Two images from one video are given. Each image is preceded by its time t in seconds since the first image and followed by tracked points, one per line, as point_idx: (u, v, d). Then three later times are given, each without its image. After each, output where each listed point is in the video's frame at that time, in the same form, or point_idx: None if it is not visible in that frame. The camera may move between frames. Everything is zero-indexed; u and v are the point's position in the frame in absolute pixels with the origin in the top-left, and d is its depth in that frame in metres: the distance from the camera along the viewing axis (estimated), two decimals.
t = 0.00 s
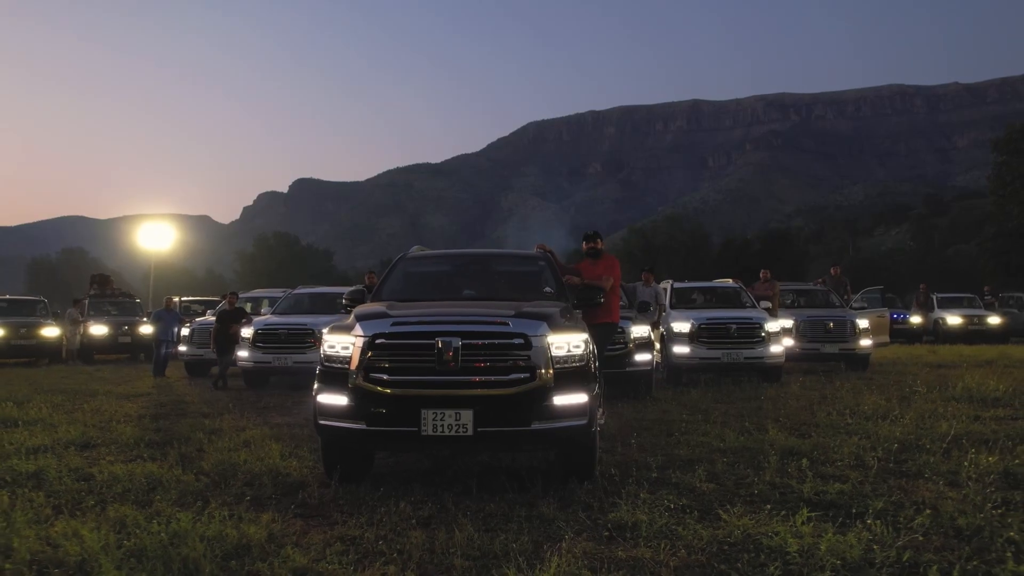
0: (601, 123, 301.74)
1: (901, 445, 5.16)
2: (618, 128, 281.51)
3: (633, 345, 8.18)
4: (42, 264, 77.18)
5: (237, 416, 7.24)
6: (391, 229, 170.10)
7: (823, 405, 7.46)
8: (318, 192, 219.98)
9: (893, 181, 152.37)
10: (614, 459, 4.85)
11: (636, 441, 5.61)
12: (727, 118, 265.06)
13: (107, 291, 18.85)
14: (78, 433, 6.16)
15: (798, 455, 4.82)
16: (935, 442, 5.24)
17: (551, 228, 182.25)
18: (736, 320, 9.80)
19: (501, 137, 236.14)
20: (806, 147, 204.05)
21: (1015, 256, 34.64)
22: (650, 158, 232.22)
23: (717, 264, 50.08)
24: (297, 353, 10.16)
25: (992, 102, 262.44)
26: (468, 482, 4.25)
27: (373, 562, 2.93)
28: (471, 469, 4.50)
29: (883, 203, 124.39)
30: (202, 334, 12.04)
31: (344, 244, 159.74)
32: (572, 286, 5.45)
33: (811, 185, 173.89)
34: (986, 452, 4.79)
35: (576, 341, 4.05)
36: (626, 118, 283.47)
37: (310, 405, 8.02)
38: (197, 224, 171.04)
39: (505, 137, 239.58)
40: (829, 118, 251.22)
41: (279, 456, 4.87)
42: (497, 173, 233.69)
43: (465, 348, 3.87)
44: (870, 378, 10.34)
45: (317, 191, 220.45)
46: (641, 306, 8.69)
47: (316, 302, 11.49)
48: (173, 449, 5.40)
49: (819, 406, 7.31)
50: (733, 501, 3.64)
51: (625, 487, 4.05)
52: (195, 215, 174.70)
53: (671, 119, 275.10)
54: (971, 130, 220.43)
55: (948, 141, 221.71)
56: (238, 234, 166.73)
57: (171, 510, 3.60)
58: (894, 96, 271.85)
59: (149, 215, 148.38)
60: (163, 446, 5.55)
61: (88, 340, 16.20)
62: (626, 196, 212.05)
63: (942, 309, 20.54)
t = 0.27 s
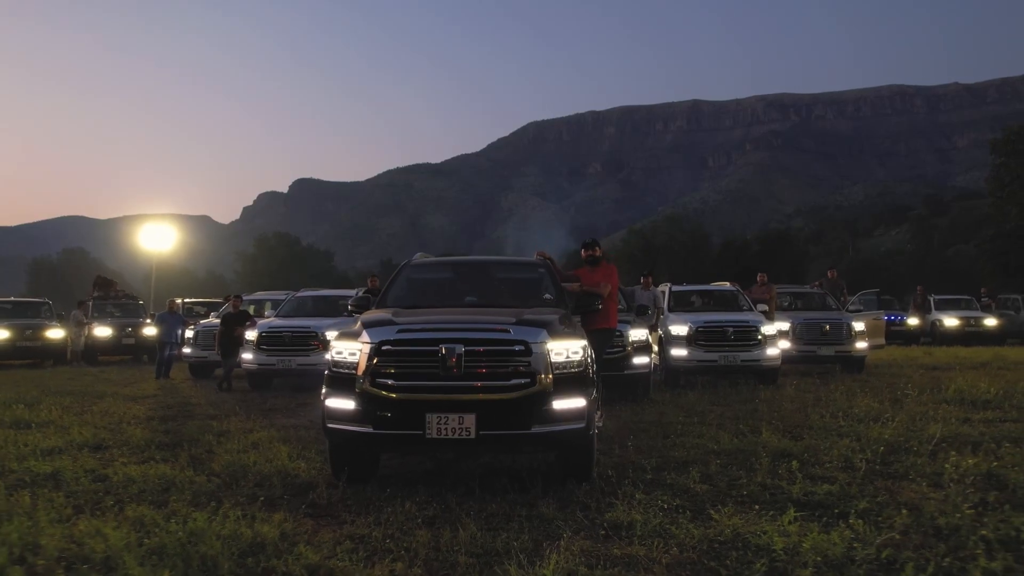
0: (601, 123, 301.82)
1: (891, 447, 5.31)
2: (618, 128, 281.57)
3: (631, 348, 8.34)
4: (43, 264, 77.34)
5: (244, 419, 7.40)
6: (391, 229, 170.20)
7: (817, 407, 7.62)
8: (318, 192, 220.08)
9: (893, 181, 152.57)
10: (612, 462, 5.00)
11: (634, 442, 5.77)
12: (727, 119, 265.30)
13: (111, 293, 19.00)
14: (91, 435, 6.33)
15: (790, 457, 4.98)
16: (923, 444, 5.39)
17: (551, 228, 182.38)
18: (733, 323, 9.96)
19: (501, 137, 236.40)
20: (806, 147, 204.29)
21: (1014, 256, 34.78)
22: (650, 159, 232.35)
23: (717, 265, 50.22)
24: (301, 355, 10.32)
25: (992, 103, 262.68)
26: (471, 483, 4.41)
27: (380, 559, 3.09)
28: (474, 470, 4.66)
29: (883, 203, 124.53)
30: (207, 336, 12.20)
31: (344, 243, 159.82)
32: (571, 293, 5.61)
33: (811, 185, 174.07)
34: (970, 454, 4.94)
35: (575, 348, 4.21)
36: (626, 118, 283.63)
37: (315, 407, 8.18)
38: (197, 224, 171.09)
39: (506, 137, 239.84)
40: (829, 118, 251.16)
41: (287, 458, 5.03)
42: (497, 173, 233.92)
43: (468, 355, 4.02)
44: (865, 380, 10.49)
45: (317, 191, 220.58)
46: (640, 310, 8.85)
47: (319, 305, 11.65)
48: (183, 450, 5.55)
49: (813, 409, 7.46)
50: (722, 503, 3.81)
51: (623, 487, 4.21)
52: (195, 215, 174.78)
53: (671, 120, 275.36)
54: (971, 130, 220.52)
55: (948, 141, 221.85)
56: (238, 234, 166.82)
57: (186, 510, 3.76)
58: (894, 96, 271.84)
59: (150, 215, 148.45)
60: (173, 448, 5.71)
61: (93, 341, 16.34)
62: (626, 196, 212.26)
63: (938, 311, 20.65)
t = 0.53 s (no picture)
0: (601, 120, 301.53)
1: (876, 445, 5.54)
2: (618, 124, 281.39)
3: (628, 348, 8.57)
4: (44, 262, 77.54)
5: (252, 417, 7.63)
6: (392, 226, 170.26)
7: (808, 406, 7.86)
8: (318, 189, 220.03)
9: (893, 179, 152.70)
10: (608, 459, 5.24)
11: (630, 440, 6.00)
12: (727, 116, 265.27)
13: (115, 291, 19.21)
14: (107, 433, 6.57)
15: (778, 455, 5.20)
16: (906, 442, 5.63)
17: (551, 224, 182.48)
18: (728, 324, 10.19)
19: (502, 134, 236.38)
20: (806, 144, 204.32)
21: (1011, 255, 35.05)
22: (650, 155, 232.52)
23: (716, 262, 50.41)
24: (306, 354, 10.54)
25: (993, 100, 262.56)
26: (474, 481, 4.64)
27: (391, 549, 3.33)
28: (476, 467, 4.88)
29: (883, 200, 124.61)
30: (212, 336, 12.41)
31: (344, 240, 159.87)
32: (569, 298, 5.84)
33: (811, 183, 174.16)
34: (949, 452, 5.17)
35: (572, 351, 4.45)
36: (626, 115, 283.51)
37: (321, 406, 8.43)
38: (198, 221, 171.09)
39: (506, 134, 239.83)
40: (829, 115, 251.10)
41: (297, 456, 5.26)
42: (497, 171, 234.00)
43: (471, 357, 4.24)
44: (858, 379, 10.72)
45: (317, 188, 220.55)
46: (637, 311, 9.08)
47: (323, 305, 11.87)
48: (196, 448, 5.78)
49: (805, 407, 7.68)
50: (709, 497, 4.05)
51: (618, 483, 4.44)
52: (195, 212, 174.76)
53: (671, 116, 275.23)
54: (971, 127, 220.54)
55: (948, 138, 221.82)
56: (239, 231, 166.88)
57: (205, 505, 4.00)
58: (895, 92, 271.61)
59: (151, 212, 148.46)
60: (187, 446, 5.94)
61: (98, 339, 16.56)
62: (626, 192, 212.30)
63: (934, 310, 20.86)
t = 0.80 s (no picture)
0: (602, 112, 301.40)
1: (861, 439, 5.78)
2: (618, 117, 281.08)
3: (625, 344, 8.82)
4: (46, 255, 77.79)
5: (261, 412, 7.88)
6: (392, 219, 170.34)
7: (800, 400, 8.12)
8: (318, 181, 220.05)
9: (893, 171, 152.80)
10: (604, 452, 5.49)
11: (626, 434, 6.25)
12: (728, 108, 265.20)
13: (121, 286, 19.46)
14: (124, 426, 6.83)
15: (767, 449, 5.45)
16: (891, 436, 5.86)
17: (551, 217, 182.68)
18: (723, 319, 10.43)
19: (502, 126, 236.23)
20: (806, 137, 204.29)
21: (1008, 250, 35.35)
22: (650, 147, 232.89)
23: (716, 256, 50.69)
24: (310, 350, 10.81)
25: (994, 92, 262.52)
26: (477, 473, 4.90)
27: (400, 536, 3.58)
28: (477, 460, 5.15)
29: (883, 193, 124.80)
30: (219, 331, 12.66)
31: (345, 233, 160.06)
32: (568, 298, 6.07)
33: (811, 175, 174.24)
34: (931, 447, 5.41)
35: (570, 350, 4.70)
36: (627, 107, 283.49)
37: (327, 400, 8.69)
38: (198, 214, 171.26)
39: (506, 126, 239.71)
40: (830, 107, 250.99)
41: (309, 449, 5.53)
42: (498, 163, 234.10)
43: (474, 357, 4.50)
44: (850, 373, 10.97)
45: (317, 180, 220.61)
46: (634, 307, 9.33)
47: (328, 301, 12.14)
48: (212, 441, 6.05)
49: (795, 402, 7.95)
50: (700, 489, 4.30)
51: (612, 476, 4.68)
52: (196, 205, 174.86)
53: (672, 108, 275.07)
54: (972, 120, 220.49)
55: (950, 131, 221.68)
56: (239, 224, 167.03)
57: (224, 495, 4.25)
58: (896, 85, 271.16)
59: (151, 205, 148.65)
60: (201, 439, 6.22)
61: (105, 334, 16.81)
62: (626, 184, 212.31)
63: (930, 304, 21.14)
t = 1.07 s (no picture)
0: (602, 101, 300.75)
1: (843, 434, 6.11)
2: (618, 107, 280.73)
3: (622, 341, 9.14)
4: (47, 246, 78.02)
5: (273, 406, 8.22)
6: (392, 209, 170.56)
7: (789, 395, 8.46)
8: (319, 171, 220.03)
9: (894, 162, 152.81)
10: (599, 447, 5.82)
11: (622, 430, 6.59)
12: (729, 98, 264.80)
13: (128, 281, 19.80)
14: (144, 421, 7.19)
15: (753, 445, 5.79)
16: (873, 432, 6.19)
17: (552, 208, 182.86)
18: (717, 316, 10.75)
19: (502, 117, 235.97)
20: (807, 127, 204.15)
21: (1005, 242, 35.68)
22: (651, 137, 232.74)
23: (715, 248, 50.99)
24: (317, 346, 11.15)
25: (995, 82, 261.94)
26: (479, 467, 5.23)
27: (411, 527, 3.92)
28: (480, 455, 5.48)
29: (883, 184, 124.93)
30: (227, 327, 13.00)
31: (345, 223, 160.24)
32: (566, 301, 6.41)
33: (811, 166, 174.27)
34: (907, 443, 5.74)
35: (568, 354, 5.02)
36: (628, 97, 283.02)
37: (335, 395, 9.04)
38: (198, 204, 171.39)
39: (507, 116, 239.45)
40: (831, 97, 250.52)
41: (322, 445, 5.87)
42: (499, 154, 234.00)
43: (478, 360, 4.83)
44: (840, 368, 11.30)
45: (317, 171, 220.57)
46: (630, 305, 9.65)
47: (333, 297, 12.47)
48: (230, 436, 6.39)
49: (784, 398, 8.29)
50: (686, 482, 4.64)
51: (606, 470, 5.01)
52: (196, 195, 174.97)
53: (673, 98, 274.62)
54: (973, 110, 220.11)
55: (950, 121, 221.42)
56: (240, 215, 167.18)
57: (246, 489, 4.60)
58: (897, 74, 270.59)
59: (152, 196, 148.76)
60: (219, 434, 6.56)
61: (114, 328, 17.17)
62: (626, 174, 212.37)
63: (924, 298, 21.45)
